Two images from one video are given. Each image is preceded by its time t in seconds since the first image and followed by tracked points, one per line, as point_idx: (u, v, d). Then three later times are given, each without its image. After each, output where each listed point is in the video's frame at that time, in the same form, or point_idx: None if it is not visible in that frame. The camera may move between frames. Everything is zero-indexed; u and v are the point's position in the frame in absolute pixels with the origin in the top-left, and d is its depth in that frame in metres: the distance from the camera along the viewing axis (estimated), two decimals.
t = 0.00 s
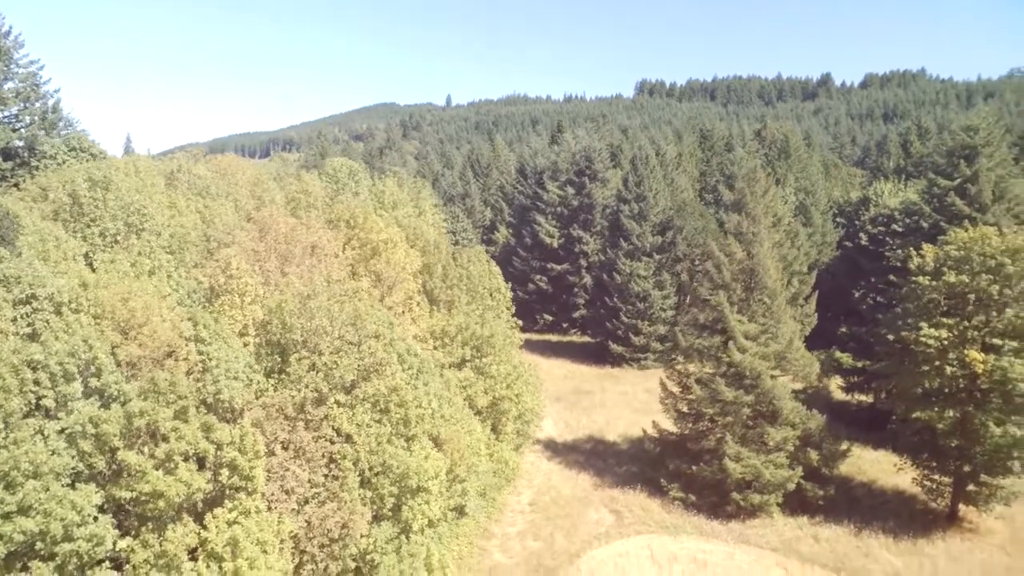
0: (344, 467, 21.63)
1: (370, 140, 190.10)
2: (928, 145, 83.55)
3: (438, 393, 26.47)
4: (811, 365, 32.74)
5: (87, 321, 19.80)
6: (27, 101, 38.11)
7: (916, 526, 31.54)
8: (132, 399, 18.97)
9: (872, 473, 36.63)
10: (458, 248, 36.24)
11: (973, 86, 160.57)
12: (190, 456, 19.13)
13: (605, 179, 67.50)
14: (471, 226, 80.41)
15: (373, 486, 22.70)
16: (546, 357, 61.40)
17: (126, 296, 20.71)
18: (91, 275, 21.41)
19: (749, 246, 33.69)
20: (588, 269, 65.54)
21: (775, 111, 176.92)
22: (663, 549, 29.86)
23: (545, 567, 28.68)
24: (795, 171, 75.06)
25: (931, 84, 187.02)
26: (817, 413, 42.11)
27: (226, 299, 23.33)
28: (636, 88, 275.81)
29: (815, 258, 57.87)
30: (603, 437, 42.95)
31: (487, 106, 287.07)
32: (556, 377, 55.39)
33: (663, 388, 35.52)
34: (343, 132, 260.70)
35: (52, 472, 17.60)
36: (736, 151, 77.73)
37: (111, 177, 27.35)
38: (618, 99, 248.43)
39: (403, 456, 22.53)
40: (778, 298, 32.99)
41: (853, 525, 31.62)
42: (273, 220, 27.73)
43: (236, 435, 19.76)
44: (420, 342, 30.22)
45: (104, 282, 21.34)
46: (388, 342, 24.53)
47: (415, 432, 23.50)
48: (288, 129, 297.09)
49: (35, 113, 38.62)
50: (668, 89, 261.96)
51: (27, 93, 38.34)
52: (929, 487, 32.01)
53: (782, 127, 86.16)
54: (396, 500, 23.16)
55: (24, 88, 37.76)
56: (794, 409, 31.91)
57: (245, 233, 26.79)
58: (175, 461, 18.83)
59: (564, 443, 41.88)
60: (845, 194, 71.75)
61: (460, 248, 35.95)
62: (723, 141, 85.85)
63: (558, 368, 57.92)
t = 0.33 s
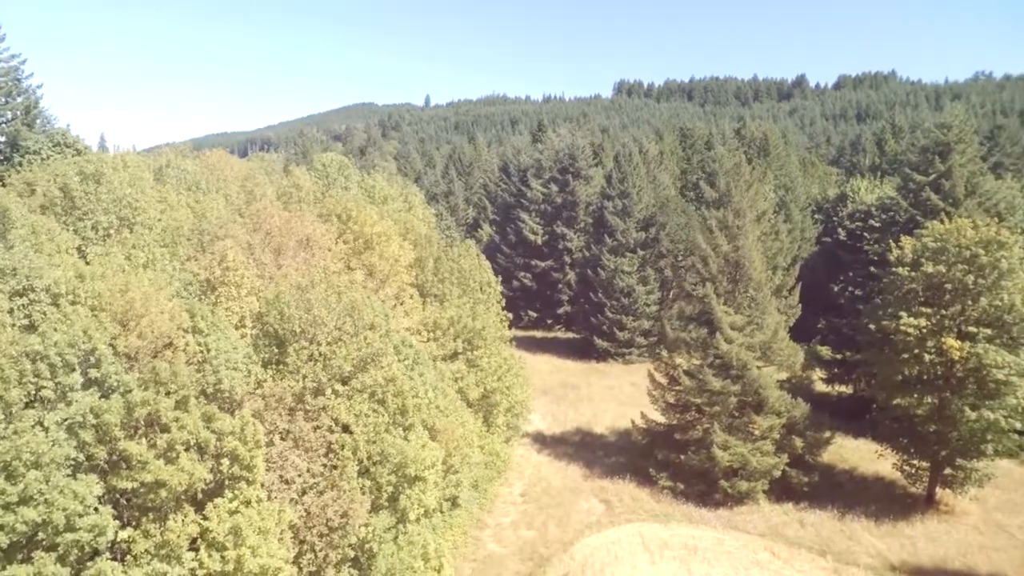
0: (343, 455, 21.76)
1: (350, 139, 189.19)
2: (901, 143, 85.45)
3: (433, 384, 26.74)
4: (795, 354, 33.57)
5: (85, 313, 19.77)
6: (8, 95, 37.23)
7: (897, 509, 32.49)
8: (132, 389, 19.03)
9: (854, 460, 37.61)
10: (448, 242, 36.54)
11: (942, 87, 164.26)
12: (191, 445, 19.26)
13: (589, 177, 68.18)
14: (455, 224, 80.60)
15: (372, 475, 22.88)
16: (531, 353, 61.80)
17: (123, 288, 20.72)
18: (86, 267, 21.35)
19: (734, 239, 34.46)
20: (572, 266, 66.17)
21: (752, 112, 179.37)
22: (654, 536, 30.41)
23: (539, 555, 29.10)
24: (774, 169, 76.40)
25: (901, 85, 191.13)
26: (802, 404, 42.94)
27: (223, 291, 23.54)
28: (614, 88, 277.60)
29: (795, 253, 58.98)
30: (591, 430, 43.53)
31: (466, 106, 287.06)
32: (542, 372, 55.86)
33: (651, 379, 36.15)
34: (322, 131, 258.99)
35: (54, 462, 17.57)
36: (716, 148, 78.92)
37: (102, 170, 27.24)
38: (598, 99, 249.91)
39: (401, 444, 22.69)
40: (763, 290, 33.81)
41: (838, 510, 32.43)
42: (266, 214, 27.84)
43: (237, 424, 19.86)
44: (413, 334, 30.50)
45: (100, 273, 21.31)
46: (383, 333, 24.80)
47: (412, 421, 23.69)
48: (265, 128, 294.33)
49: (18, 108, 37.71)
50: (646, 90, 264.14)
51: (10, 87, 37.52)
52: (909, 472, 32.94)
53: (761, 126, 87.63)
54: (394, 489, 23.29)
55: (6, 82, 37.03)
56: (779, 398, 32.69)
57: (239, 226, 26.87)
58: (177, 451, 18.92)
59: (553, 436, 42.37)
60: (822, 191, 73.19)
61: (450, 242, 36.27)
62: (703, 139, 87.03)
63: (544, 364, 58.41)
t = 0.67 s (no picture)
0: (342, 445, 21.89)
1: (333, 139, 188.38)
2: (880, 142, 87.12)
3: (429, 375, 27.02)
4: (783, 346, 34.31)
5: (85, 304, 19.85)
6: None
7: (882, 496, 33.30)
8: (135, 380, 19.14)
9: (839, 449, 38.47)
10: (439, 238, 36.92)
11: (917, 89, 167.54)
12: (194, 435, 19.28)
13: (574, 175, 68.84)
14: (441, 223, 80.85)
15: (372, 466, 22.89)
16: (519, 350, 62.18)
17: (123, 280, 20.80)
18: (85, 260, 21.40)
19: (721, 234, 35.18)
20: (558, 264, 66.76)
21: (732, 112, 181.40)
22: (646, 525, 30.91)
23: (534, 544, 29.47)
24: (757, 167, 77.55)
25: (877, 87, 194.45)
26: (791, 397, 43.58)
27: (221, 285, 23.74)
28: (596, 89, 279.17)
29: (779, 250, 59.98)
30: (581, 423, 44.08)
31: (449, 107, 287.03)
32: (531, 368, 56.29)
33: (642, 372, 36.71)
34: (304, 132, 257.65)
35: (57, 452, 17.63)
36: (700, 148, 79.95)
37: (96, 164, 27.28)
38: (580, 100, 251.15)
39: (401, 434, 22.85)
40: (750, 283, 34.55)
41: (825, 497, 33.15)
42: (263, 209, 28.09)
43: (239, 413, 19.93)
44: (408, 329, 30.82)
45: (99, 266, 21.37)
46: (380, 325, 25.06)
47: (410, 412, 23.89)
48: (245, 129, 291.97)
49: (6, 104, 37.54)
50: (627, 91, 266.25)
51: None
52: (893, 459, 33.78)
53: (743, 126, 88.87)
54: (393, 478, 23.25)
55: None
56: (767, 388, 33.40)
57: (235, 220, 27.05)
58: (180, 441, 19.02)
59: (544, 430, 42.84)
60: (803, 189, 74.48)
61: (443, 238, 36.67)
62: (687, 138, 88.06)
63: (532, 360, 58.86)
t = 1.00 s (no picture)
0: (342, 431, 22.10)
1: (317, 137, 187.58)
2: (861, 140, 88.62)
3: (426, 365, 27.34)
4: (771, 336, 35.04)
5: (87, 292, 19.95)
6: None
7: (868, 481, 34.10)
8: (138, 366, 19.28)
9: (825, 438, 39.31)
10: (432, 231, 37.28)
11: (895, 90, 170.34)
12: (199, 421, 19.45)
13: (562, 172, 69.46)
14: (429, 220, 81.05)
15: (372, 453, 23.08)
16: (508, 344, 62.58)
17: (125, 269, 20.94)
18: (86, 249, 21.48)
19: (711, 226, 35.89)
20: (546, 259, 67.19)
21: (715, 112, 183.13)
22: (639, 512, 31.43)
23: (530, 531, 29.90)
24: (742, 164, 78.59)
25: (857, 88, 197.32)
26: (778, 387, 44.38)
27: (221, 275, 23.97)
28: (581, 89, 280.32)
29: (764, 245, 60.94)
30: (572, 415, 44.62)
31: (433, 106, 286.74)
32: (521, 362, 56.72)
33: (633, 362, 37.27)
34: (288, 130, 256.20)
35: (63, 438, 17.74)
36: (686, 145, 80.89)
37: (92, 155, 27.33)
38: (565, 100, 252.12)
39: (400, 421, 23.09)
40: (739, 274, 35.26)
41: (812, 483, 33.88)
42: (259, 202, 28.29)
43: (243, 400, 20.15)
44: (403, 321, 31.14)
45: (100, 254, 21.47)
46: (378, 315, 25.38)
47: (409, 399, 24.15)
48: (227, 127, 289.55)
49: None
50: (612, 91, 267.74)
51: None
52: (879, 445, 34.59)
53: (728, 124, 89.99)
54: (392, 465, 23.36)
55: None
56: (756, 377, 34.09)
57: (233, 211, 27.25)
58: (184, 426, 19.19)
59: (536, 422, 43.32)
60: (786, 186, 75.66)
61: (436, 231, 37.07)
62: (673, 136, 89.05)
63: (522, 355, 59.30)
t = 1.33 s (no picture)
0: (342, 416, 22.33)
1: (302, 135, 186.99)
2: (843, 137, 90.07)
3: (422, 353, 27.70)
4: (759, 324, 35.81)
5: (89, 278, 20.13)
6: None
7: (853, 465, 34.91)
8: (142, 351, 19.47)
9: (811, 425, 40.15)
10: (425, 224, 37.70)
11: (875, 90, 173.05)
12: (203, 404, 19.72)
13: (550, 167, 70.16)
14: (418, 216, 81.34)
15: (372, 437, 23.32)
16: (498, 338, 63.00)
17: (127, 255, 21.14)
18: (87, 236, 21.67)
19: (699, 217, 36.64)
20: (535, 254, 67.70)
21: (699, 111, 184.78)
22: (632, 497, 32.00)
23: (525, 517, 30.40)
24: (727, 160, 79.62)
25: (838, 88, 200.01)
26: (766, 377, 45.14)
27: (221, 264, 24.27)
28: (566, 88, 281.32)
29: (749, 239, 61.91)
30: (563, 406, 45.20)
31: (418, 105, 286.57)
32: (512, 355, 57.20)
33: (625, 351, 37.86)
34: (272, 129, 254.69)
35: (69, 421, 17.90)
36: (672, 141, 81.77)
37: (88, 145, 27.48)
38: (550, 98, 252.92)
39: (400, 406, 23.33)
40: (727, 264, 36.01)
41: (800, 468, 34.62)
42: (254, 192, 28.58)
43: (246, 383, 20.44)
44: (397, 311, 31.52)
45: (100, 241, 21.65)
46: (375, 302, 25.72)
47: (408, 384, 24.43)
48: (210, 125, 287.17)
49: None
50: (597, 90, 269.00)
51: None
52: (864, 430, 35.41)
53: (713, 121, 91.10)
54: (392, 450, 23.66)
55: None
56: (744, 364, 34.84)
57: (230, 202, 27.54)
58: (189, 410, 19.42)
59: (528, 412, 43.87)
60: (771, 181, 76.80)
61: (429, 224, 37.51)
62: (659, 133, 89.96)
63: (512, 348, 59.78)
